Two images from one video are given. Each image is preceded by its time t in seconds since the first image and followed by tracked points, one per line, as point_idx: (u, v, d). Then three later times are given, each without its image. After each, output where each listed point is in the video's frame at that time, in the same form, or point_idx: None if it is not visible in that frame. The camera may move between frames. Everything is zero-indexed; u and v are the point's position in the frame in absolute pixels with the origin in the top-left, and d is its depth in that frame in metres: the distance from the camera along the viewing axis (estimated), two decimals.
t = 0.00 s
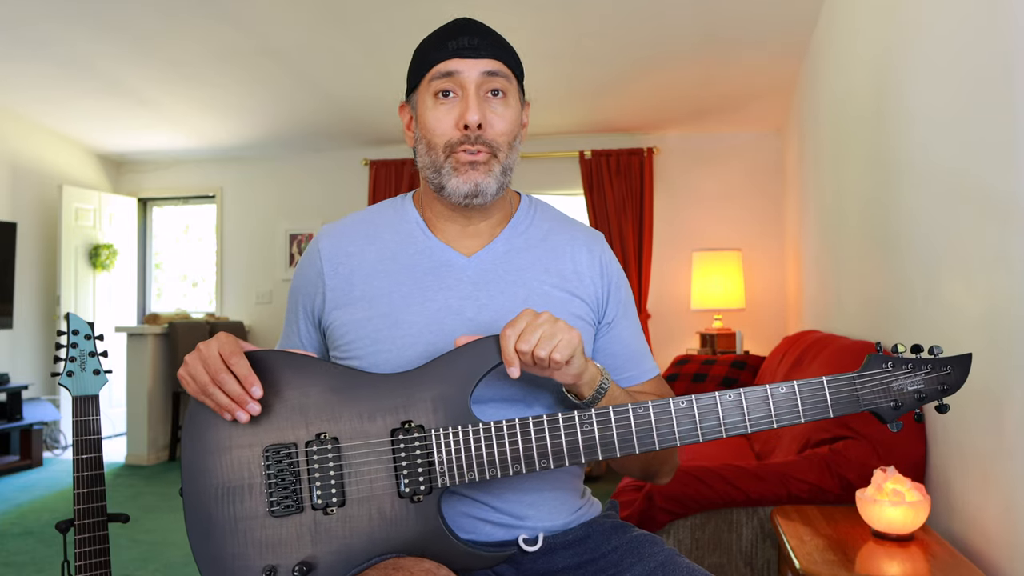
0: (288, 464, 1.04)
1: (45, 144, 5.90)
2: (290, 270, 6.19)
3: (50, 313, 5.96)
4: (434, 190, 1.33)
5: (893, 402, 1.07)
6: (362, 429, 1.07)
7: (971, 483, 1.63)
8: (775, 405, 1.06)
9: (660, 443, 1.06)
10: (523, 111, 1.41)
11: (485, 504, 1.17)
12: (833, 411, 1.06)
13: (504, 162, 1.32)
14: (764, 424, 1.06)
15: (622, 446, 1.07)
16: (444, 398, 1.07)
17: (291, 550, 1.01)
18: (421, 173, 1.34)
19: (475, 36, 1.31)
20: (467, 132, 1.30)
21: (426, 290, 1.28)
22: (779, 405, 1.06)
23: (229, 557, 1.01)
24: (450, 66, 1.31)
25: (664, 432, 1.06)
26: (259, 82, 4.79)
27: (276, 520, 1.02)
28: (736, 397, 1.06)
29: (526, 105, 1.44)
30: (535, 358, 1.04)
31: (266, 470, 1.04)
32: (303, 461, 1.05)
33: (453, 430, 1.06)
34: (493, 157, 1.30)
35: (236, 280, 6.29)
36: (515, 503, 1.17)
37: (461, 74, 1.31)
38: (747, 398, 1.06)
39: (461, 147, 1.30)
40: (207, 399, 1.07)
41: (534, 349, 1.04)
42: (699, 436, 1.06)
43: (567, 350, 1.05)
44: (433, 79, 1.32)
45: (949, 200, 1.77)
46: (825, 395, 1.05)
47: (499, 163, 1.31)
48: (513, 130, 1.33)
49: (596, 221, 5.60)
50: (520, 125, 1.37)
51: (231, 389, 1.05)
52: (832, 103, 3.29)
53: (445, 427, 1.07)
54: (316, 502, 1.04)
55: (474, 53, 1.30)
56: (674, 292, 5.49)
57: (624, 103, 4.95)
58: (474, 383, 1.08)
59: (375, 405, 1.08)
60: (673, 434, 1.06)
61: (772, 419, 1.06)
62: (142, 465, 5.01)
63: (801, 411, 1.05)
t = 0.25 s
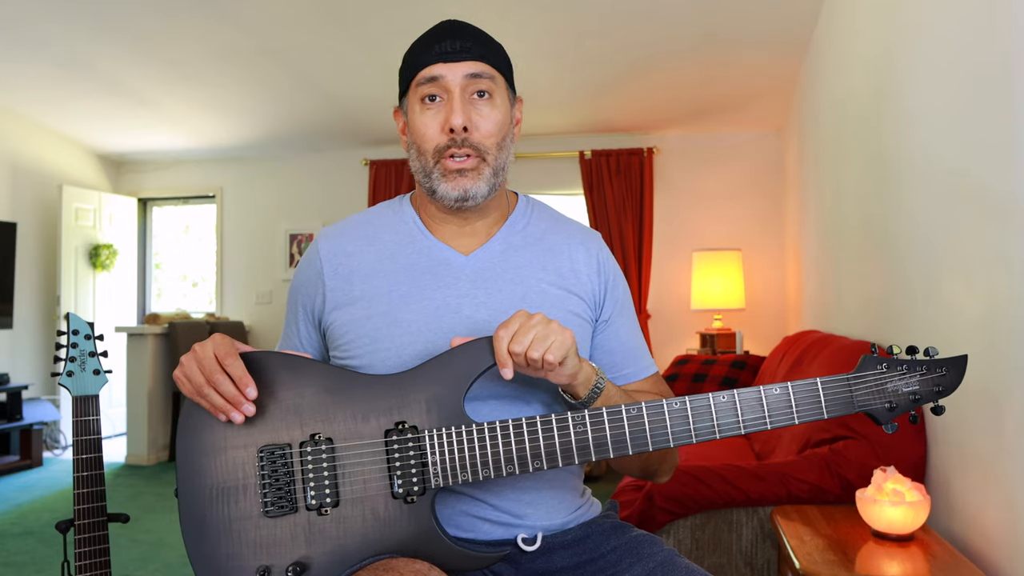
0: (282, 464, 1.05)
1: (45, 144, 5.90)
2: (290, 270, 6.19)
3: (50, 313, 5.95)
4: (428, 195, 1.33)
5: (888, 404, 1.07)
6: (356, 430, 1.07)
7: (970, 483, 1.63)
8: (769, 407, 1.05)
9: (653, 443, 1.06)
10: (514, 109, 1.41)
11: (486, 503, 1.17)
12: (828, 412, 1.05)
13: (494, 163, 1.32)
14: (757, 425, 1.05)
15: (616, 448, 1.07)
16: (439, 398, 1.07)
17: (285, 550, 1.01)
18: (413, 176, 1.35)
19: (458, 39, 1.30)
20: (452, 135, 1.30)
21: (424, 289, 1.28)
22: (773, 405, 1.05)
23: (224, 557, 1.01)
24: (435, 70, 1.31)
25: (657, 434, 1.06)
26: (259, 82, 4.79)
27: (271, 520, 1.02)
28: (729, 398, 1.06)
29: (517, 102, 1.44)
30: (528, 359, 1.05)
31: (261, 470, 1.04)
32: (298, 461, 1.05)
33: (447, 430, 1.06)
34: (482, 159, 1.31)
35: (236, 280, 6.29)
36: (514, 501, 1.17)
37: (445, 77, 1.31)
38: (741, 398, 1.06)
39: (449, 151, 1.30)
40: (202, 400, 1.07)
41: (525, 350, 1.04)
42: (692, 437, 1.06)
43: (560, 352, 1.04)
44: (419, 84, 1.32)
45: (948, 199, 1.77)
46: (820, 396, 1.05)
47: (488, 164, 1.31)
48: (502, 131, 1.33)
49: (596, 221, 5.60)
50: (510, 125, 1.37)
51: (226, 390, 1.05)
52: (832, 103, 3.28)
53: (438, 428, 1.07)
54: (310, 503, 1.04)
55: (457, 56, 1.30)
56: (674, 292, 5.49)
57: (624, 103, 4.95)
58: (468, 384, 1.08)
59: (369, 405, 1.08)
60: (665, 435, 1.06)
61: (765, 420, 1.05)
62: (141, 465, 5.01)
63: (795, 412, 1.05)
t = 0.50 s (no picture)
0: (281, 462, 1.05)
1: (45, 144, 5.90)
2: (291, 270, 6.19)
3: (50, 313, 5.95)
4: (423, 200, 1.34)
5: (884, 401, 1.07)
6: (354, 428, 1.07)
7: (970, 483, 1.63)
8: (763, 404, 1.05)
9: (647, 441, 1.06)
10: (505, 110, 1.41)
11: (484, 500, 1.17)
12: (822, 409, 1.05)
13: (486, 166, 1.32)
14: (752, 422, 1.05)
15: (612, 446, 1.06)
16: (436, 396, 1.08)
17: (282, 547, 1.01)
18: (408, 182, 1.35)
19: (443, 45, 1.30)
20: (442, 142, 1.30)
21: (422, 289, 1.28)
22: (767, 402, 1.05)
23: (222, 555, 1.01)
24: (422, 78, 1.30)
25: (652, 431, 1.06)
26: (259, 82, 4.79)
27: (269, 518, 1.02)
28: (724, 395, 1.05)
29: (509, 99, 1.44)
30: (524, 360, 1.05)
31: (260, 468, 1.04)
32: (296, 459, 1.05)
33: (444, 427, 1.07)
34: (474, 163, 1.31)
35: (236, 280, 6.29)
36: (512, 499, 1.18)
37: (432, 84, 1.30)
38: (735, 396, 1.05)
39: (440, 157, 1.31)
40: (205, 400, 1.07)
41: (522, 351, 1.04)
42: (686, 434, 1.06)
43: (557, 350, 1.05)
44: (408, 92, 1.33)
45: (946, 199, 1.78)
46: (814, 393, 1.05)
47: (480, 169, 1.32)
48: (493, 133, 1.34)
49: (596, 221, 5.60)
50: (502, 126, 1.37)
51: (228, 391, 1.05)
52: (832, 103, 3.29)
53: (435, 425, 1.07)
54: (308, 501, 1.04)
55: (442, 62, 1.29)
56: (674, 291, 5.49)
57: (624, 103, 4.95)
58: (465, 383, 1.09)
59: (367, 404, 1.08)
60: (660, 433, 1.06)
61: (760, 417, 1.05)
62: (141, 465, 5.01)
63: (790, 409, 1.05)
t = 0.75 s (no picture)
0: (281, 460, 1.04)
1: (45, 144, 5.90)
2: (291, 270, 6.19)
3: (50, 313, 5.95)
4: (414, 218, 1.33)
5: (884, 391, 1.06)
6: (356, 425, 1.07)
7: (970, 483, 1.63)
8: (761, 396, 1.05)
9: (644, 434, 1.06)
10: (495, 121, 1.34)
11: (483, 496, 1.18)
12: (821, 400, 1.04)
13: (472, 188, 1.28)
14: (749, 414, 1.04)
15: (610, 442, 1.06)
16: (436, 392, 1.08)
17: (283, 545, 1.01)
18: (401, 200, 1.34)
19: (417, 74, 1.23)
20: (422, 172, 1.26)
21: (423, 291, 1.28)
22: (764, 394, 1.04)
23: (224, 553, 1.01)
24: (397, 108, 1.25)
25: (648, 425, 1.06)
26: (259, 82, 4.79)
27: (269, 516, 1.02)
28: (720, 388, 1.05)
29: (500, 103, 1.37)
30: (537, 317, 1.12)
31: (261, 466, 1.04)
32: (295, 457, 1.05)
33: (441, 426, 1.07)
34: (459, 188, 1.27)
35: (236, 280, 6.29)
36: (511, 496, 1.18)
37: (407, 116, 1.25)
38: (731, 389, 1.05)
39: (422, 187, 1.28)
40: (206, 400, 1.07)
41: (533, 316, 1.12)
42: (684, 427, 1.06)
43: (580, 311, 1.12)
44: (386, 120, 1.28)
45: (946, 200, 1.77)
46: (812, 384, 1.04)
47: (466, 192, 1.28)
48: (478, 154, 1.29)
49: (596, 221, 5.60)
50: (489, 141, 1.31)
51: (229, 391, 1.05)
52: (832, 103, 3.29)
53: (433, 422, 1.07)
54: (307, 498, 1.03)
55: (416, 94, 1.23)
56: (674, 291, 5.49)
57: (624, 103, 4.95)
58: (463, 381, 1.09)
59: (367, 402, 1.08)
60: (657, 427, 1.06)
61: (757, 408, 1.04)
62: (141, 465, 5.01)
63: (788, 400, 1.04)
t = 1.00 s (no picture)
0: (285, 460, 1.05)
1: (45, 144, 5.90)
2: (290, 270, 6.18)
3: (50, 313, 5.95)
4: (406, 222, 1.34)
5: (885, 383, 1.06)
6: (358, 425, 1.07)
7: (970, 483, 1.63)
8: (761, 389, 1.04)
9: (645, 429, 1.05)
10: (489, 128, 1.34)
11: (482, 495, 1.18)
12: (822, 391, 1.04)
13: (462, 197, 1.28)
14: (750, 407, 1.04)
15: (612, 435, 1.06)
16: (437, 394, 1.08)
17: (286, 544, 1.01)
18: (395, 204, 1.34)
19: (410, 84, 1.23)
20: (412, 180, 1.27)
21: (417, 293, 1.28)
22: (764, 386, 1.04)
23: (229, 553, 1.01)
24: (389, 115, 1.25)
25: (649, 420, 1.05)
26: (259, 82, 4.79)
27: (274, 516, 1.02)
28: (720, 382, 1.05)
29: (497, 109, 1.36)
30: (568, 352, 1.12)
31: (266, 466, 1.05)
32: (300, 457, 1.05)
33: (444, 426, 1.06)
34: (447, 197, 1.27)
35: (236, 280, 6.29)
36: (510, 494, 1.18)
37: (399, 124, 1.25)
38: (731, 382, 1.04)
39: (414, 195, 1.28)
40: (214, 403, 1.08)
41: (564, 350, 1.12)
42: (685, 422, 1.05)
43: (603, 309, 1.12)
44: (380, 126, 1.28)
45: (946, 200, 1.77)
46: (812, 375, 1.04)
47: (455, 201, 1.28)
48: (468, 163, 1.28)
49: (596, 221, 5.60)
50: (481, 148, 1.31)
51: (237, 394, 1.07)
52: (832, 103, 3.29)
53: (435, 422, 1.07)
54: (311, 497, 1.04)
55: (408, 105, 1.23)
56: (674, 291, 5.49)
57: (624, 103, 4.95)
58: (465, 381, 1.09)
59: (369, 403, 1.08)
60: (658, 421, 1.06)
61: (758, 401, 1.04)
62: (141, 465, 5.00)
63: (788, 392, 1.04)
